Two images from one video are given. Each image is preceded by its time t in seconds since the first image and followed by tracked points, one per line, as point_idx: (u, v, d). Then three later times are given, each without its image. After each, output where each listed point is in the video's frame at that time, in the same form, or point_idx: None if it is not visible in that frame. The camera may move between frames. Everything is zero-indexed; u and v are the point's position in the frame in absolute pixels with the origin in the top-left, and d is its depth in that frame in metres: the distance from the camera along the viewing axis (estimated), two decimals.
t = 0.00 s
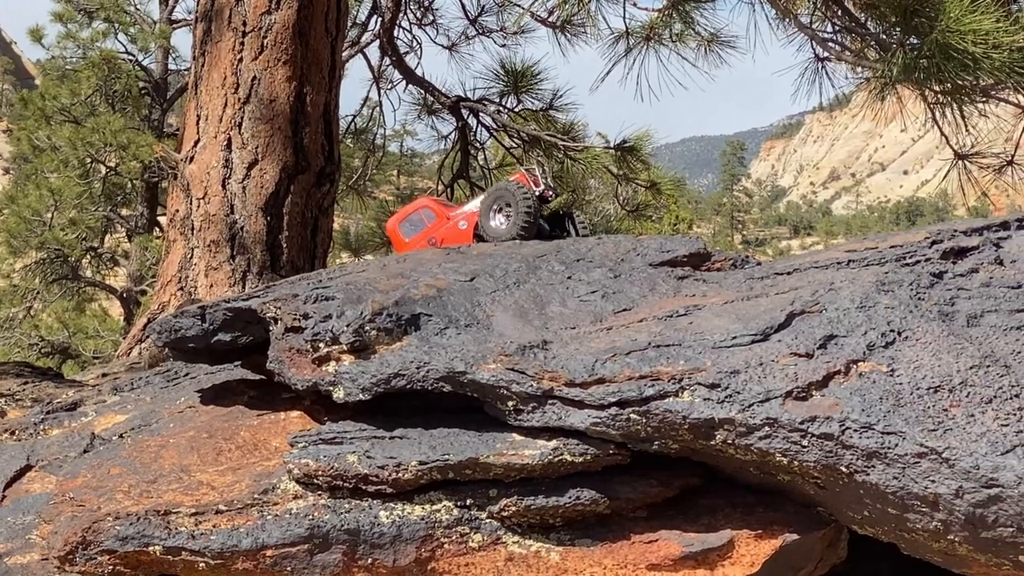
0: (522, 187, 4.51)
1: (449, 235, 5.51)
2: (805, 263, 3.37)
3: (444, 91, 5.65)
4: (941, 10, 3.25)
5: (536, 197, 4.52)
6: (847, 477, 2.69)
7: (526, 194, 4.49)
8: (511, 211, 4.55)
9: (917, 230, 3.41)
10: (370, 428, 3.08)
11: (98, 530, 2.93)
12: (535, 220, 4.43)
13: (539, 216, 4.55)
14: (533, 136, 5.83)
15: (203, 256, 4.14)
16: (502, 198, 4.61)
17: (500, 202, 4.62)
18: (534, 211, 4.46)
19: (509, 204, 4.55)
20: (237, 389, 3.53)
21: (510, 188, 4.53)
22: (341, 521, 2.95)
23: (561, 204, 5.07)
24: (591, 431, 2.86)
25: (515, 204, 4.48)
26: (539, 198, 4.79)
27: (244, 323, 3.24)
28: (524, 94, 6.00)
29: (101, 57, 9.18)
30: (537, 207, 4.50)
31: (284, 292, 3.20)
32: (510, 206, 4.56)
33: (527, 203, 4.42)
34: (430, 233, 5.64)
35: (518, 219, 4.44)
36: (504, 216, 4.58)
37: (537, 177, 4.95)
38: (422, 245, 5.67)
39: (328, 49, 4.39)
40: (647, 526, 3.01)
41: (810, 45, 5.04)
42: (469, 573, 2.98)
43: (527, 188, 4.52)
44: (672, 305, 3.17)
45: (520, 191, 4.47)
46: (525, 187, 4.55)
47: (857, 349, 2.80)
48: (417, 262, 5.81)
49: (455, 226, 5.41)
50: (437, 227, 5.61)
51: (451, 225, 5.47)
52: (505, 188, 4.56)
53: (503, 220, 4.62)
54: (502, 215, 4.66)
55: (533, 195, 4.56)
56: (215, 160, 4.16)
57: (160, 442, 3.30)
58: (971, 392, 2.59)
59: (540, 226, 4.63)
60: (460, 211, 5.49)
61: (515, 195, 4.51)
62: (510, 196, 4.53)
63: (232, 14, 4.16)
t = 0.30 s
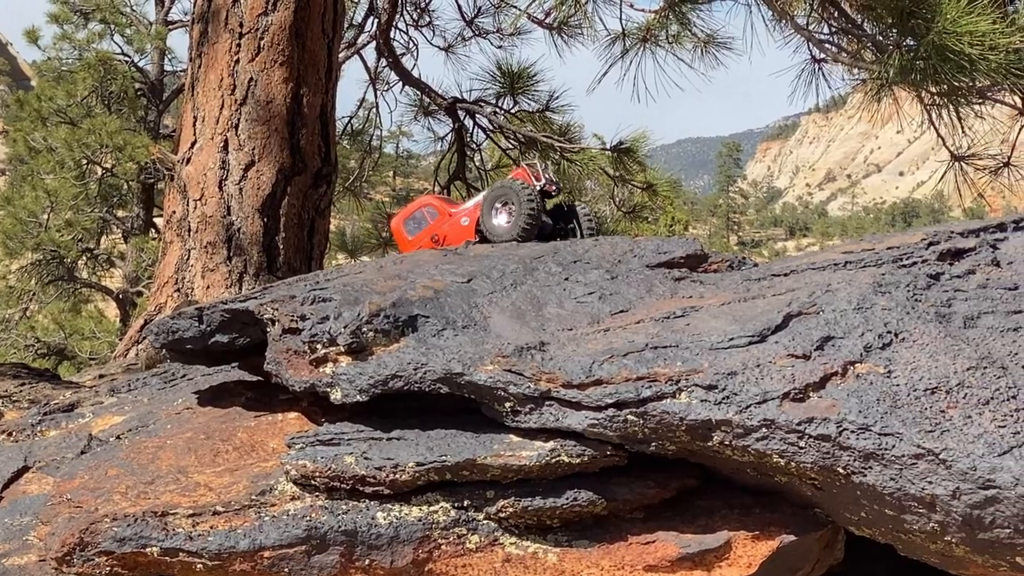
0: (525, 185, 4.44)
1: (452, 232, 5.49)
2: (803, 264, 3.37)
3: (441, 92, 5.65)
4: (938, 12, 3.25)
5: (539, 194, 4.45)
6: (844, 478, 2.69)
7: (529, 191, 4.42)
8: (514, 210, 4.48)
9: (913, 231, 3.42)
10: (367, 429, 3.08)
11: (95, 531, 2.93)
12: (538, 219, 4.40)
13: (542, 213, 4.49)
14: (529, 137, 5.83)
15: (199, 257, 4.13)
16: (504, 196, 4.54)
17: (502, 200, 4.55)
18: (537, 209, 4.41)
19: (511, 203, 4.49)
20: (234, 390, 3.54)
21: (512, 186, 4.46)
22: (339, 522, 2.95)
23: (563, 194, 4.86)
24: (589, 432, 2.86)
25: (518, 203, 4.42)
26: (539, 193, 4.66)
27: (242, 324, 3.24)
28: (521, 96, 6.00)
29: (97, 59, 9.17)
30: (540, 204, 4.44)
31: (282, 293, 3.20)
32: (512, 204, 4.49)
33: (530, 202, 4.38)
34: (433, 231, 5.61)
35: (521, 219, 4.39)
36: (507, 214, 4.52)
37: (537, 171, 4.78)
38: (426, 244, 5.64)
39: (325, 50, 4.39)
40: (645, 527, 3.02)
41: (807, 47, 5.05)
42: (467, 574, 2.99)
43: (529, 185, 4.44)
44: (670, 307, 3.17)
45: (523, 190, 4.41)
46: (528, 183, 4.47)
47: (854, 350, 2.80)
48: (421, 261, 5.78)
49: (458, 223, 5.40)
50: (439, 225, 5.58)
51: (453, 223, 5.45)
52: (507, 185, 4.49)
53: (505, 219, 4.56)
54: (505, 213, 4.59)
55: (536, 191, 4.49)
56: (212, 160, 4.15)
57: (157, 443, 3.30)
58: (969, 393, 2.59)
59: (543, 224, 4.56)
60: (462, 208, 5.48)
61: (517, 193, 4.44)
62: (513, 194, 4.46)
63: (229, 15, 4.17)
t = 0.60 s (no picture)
0: (515, 184, 4.43)
1: (446, 233, 5.43)
2: (798, 267, 3.38)
3: (436, 95, 5.66)
4: (933, 15, 3.24)
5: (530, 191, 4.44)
6: (839, 481, 2.69)
7: (520, 189, 4.42)
8: (507, 211, 4.47)
9: (909, 234, 3.42)
10: (362, 433, 3.09)
11: (90, 535, 2.93)
12: (533, 217, 4.39)
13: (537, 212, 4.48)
14: (525, 139, 5.82)
15: (195, 260, 4.13)
16: (496, 198, 4.52)
17: (494, 202, 4.53)
18: (531, 207, 4.40)
19: (504, 204, 4.47)
20: (229, 394, 3.54)
21: (502, 188, 4.45)
22: (334, 525, 2.95)
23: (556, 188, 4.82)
24: (583, 435, 2.86)
25: (510, 202, 4.41)
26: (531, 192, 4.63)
27: (237, 327, 3.24)
28: (516, 99, 6.01)
29: (93, 61, 9.16)
30: (533, 202, 4.43)
31: (277, 296, 3.20)
32: (505, 206, 4.48)
33: (523, 202, 4.37)
34: (430, 233, 5.58)
35: (516, 220, 4.38)
36: (500, 217, 4.50)
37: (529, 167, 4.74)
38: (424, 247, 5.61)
39: (321, 53, 4.39)
40: (640, 530, 3.02)
41: (803, 50, 5.06)
42: None
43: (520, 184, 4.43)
44: (665, 310, 3.18)
45: (513, 189, 4.40)
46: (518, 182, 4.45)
47: (849, 353, 2.80)
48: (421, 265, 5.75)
49: (450, 223, 5.33)
50: (435, 227, 5.55)
51: (446, 223, 5.40)
52: (498, 187, 4.47)
53: (499, 221, 4.54)
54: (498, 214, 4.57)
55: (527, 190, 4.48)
56: (207, 164, 4.15)
57: (152, 446, 3.30)
58: (963, 396, 2.59)
59: (539, 222, 4.55)
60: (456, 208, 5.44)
61: (509, 194, 4.43)
62: (505, 196, 4.45)
63: (224, 17, 4.15)
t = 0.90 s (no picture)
0: (506, 188, 4.46)
1: (442, 234, 5.45)
2: (791, 271, 3.39)
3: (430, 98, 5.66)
4: (926, 18, 3.23)
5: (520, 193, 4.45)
6: (832, 484, 2.70)
7: (510, 192, 4.44)
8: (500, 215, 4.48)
9: (902, 237, 3.43)
10: (356, 436, 3.09)
11: (85, 538, 2.93)
12: (525, 219, 4.39)
13: (530, 214, 4.49)
14: (519, 142, 5.78)
15: (189, 264, 4.13)
16: (487, 202, 4.55)
17: (487, 207, 4.56)
18: (523, 210, 4.41)
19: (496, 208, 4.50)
20: (223, 396, 3.55)
21: (493, 192, 4.47)
22: (328, 529, 2.95)
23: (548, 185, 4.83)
24: (577, 438, 2.87)
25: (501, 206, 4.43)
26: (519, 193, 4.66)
27: (231, 331, 3.24)
28: (510, 101, 6.00)
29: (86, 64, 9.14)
30: (524, 204, 4.44)
31: (271, 300, 3.21)
32: (498, 210, 4.50)
33: (513, 204, 4.38)
34: (425, 236, 5.59)
35: (509, 224, 4.39)
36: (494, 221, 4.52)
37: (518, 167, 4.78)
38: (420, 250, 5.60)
39: (315, 56, 4.37)
40: (633, 533, 3.02)
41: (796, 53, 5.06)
42: None
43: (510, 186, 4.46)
44: (658, 313, 3.18)
45: (504, 193, 4.42)
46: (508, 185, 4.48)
47: (842, 356, 2.81)
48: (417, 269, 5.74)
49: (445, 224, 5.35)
50: (431, 229, 5.55)
51: (442, 225, 5.41)
52: (489, 192, 4.50)
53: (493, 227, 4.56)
54: (492, 219, 4.58)
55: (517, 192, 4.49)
56: (201, 167, 4.15)
57: (146, 450, 3.30)
58: (956, 400, 2.60)
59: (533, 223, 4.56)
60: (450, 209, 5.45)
61: (500, 198, 4.45)
62: (497, 200, 4.46)
63: (218, 21, 4.15)
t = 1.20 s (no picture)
0: (496, 190, 4.46)
1: (433, 234, 5.44)
2: (783, 272, 3.39)
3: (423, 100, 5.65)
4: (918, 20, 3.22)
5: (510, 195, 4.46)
6: (824, 486, 2.70)
7: (500, 194, 4.44)
8: (491, 217, 4.49)
9: (894, 238, 3.44)
10: (348, 438, 3.09)
11: (76, 540, 2.92)
12: (517, 221, 4.39)
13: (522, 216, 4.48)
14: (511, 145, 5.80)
15: (181, 265, 4.13)
16: (480, 205, 4.55)
17: (478, 209, 4.56)
18: (514, 212, 4.41)
19: (487, 210, 4.50)
20: (215, 398, 3.55)
21: (484, 195, 4.48)
22: (320, 531, 2.95)
23: (540, 183, 4.83)
24: (569, 440, 2.87)
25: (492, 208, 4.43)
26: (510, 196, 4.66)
27: (223, 332, 3.23)
28: (502, 104, 6.00)
29: (78, 66, 9.11)
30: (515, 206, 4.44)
31: (263, 302, 3.21)
32: (489, 212, 4.50)
33: (504, 206, 4.38)
34: (417, 236, 5.58)
35: (500, 226, 4.39)
36: (485, 224, 4.53)
37: (511, 167, 4.76)
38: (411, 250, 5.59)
39: (307, 58, 4.38)
40: (626, 535, 3.03)
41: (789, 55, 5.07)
42: None
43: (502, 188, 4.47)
44: (650, 315, 3.18)
45: (494, 195, 4.43)
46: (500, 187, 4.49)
47: (834, 358, 2.81)
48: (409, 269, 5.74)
49: (436, 224, 5.34)
50: (422, 229, 5.55)
51: (433, 225, 5.40)
52: (479, 194, 4.50)
53: (485, 229, 4.56)
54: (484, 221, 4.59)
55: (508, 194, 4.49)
56: (194, 169, 4.15)
57: (138, 452, 3.30)
58: (948, 401, 2.60)
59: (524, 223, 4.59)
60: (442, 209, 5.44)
61: (491, 200, 4.45)
62: (488, 203, 4.46)
63: (211, 23, 4.15)
